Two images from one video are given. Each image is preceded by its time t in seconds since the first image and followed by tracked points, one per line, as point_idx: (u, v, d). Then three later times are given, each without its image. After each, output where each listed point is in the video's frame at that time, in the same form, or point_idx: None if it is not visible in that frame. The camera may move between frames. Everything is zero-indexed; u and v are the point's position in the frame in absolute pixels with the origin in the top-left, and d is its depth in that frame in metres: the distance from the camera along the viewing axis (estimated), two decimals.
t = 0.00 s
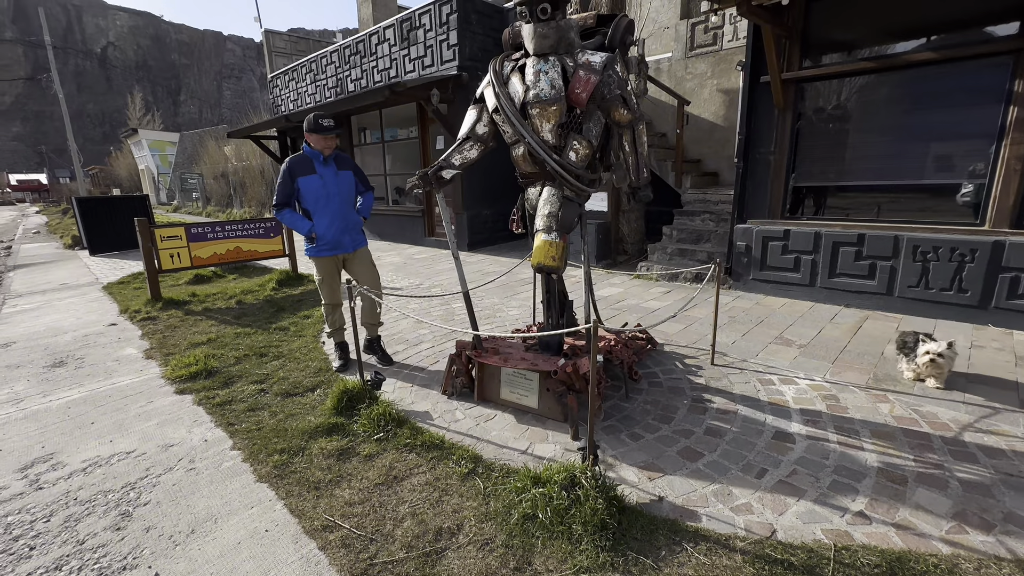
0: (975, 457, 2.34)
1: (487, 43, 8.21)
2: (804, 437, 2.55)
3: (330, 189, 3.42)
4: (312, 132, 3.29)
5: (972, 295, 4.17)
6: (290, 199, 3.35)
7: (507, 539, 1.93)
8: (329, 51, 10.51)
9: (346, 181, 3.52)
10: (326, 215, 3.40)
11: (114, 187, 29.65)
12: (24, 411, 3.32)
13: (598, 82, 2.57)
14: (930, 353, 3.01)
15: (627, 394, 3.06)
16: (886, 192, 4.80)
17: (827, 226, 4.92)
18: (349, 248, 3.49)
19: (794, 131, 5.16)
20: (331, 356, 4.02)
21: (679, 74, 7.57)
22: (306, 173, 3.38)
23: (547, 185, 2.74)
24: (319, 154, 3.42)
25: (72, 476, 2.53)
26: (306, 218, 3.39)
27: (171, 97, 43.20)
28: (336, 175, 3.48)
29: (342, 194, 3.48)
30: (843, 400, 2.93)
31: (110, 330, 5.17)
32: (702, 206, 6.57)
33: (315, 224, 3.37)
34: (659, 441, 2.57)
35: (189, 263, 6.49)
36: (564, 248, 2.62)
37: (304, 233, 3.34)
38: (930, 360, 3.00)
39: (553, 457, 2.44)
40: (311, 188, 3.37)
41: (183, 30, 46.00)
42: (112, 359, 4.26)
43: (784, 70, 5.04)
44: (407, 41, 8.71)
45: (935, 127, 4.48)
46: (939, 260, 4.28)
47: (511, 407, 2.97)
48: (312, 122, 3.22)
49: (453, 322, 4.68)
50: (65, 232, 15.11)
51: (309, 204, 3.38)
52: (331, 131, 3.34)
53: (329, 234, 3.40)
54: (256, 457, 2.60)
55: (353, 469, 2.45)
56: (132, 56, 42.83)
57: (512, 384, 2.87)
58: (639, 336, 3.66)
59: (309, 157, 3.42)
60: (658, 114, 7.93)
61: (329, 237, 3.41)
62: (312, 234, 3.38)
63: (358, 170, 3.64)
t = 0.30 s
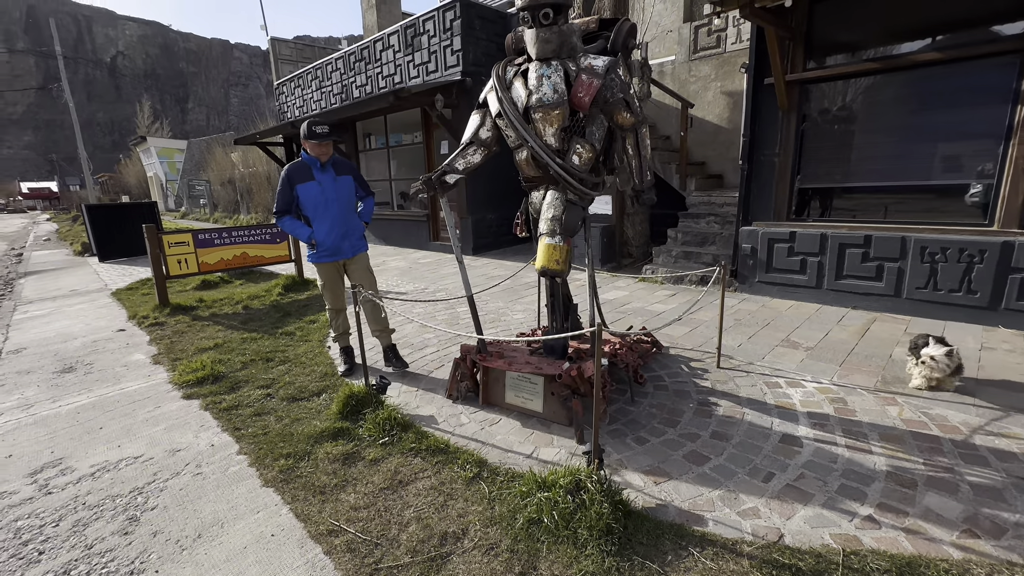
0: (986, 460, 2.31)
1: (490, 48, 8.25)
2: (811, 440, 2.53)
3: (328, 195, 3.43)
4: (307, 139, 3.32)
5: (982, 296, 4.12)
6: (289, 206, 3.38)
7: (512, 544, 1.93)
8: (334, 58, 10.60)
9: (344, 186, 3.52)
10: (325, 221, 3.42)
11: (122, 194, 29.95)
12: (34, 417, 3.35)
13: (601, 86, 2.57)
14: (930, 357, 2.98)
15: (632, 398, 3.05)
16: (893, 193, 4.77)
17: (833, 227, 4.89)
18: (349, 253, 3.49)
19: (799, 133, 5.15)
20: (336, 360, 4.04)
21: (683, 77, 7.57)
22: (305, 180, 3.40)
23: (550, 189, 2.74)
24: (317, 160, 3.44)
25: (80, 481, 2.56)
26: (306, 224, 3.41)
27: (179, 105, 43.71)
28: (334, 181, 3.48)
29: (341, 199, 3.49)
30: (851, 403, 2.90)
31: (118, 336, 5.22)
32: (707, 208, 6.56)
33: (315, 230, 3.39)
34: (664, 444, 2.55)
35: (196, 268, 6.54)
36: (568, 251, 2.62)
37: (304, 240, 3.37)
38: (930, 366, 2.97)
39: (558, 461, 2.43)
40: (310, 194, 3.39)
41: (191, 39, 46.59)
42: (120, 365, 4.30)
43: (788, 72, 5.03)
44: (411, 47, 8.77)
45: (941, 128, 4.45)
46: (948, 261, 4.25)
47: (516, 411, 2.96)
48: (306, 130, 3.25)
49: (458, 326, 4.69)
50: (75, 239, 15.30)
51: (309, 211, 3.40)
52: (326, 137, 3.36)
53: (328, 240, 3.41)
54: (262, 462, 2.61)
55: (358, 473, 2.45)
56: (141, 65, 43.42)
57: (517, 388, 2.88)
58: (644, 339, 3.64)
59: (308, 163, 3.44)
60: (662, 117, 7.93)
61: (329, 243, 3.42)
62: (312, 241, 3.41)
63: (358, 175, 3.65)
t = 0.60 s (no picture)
0: (995, 466, 2.29)
1: (495, 56, 8.33)
2: (817, 446, 2.52)
3: (333, 202, 3.45)
4: (309, 148, 3.33)
5: (990, 300, 4.10)
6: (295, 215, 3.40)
7: (517, 549, 1.94)
8: (340, 67, 10.72)
9: (348, 193, 3.54)
10: (331, 228, 3.43)
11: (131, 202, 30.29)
12: (46, 424, 3.40)
13: (603, 94, 2.60)
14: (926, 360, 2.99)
15: (637, 403, 3.05)
16: (899, 197, 4.76)
17: (838, 232, 4.88)
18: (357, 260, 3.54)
19: (803, 138, 5.15)
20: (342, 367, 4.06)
21: (686, 82, 7.59)
22: (310, 189, 3.41)
23: (554, 196, 2.77)
24: (320, 169, 3.45)
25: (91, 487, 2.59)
26: (314, 232, 3.44)
27: (188, 115, 44.29)
28: (338, 188, 3.50)
29: (346, 207, 3.51)
30: (857, 408, 2.89)
31: (128, 343, 5.29)
32: (711, 213, 6.56)
33: (322, 238, 3.43)
34: (669, 450, 2.55)
35: (204, 276, 6.61)
36: (572, 257, 2.64)
37: (313, 248, 3.43)
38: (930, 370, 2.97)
39: (563, 467, 2.44)
40: (315, 203, 3.40)
41: (199, 50, 47.26)
42: (130, 371, 4.35)
43: (791, 77, 5.04)
44: (416, 55, 8.87)
45: (946, 131, 4.44)
46: (955, 265, 4.22)
47: (520, 416, 2.98)
48: (308, 139, 3.26)
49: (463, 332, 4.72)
50: (86, 247, 15.50)
51: (316, 219, 3.42)
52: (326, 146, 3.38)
53: (336, 248, 3.45)
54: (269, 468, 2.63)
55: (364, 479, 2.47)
56: (151, 76, 44.09)
57: (522, 394, 2.88)
58: (648, 345, 3.65)
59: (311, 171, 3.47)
60: (666, 123, 7.95)
61: (337, 250, 3.46)
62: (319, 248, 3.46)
63: (360, 181, 3.68)
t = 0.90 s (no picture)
0: (1005, 477, 2.27)
1: (499, 68, 8.42)
2: (824, 457, 2.50)
3: (339, 215, 3.50)
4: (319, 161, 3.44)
5: (998, 309, 4.07)
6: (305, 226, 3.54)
7: (522, 561, 1.94)
8: (347, 79, 10.86)
9: (357, 206, 3.56)
10: (335, 240, 3.48)
11: (140, 212, 30.68)
12: (56, 433, 3.43)
13: (606, 106, 2.62)
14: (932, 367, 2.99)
15: (642, 414, 3.04)
16: (905, 205, 4.75)
17: (843, 240, 4.87)
18: (359, 274, 3.52)
19: (807, 147, 5.17)
20: (348, 377, 4.07)
21: (690, 92, 7.64)
22: (318, 200, 3.52)
23: (557, 207, 2.78)
24: (331, 180, 3.52)
25: (99, 497, 2.61)
26: (321, 244, 3.53)
27: (197, 126, 44.92)
28: (347, 201, 3.53)
29: (353, 219, 3.53)
30: (865, 419, 2.86)
31: (137, 352, 5.34)
32: (716, 222, 6.56)
33: (326, 250, 3.49)
34: (675, 461, 2.54)
35: (212, 286, 6.67)
36: (575, 267, 2.66)
37: (317, 259, 3.50)
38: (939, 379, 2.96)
39: (568, 477, 2.44)
40: (322, 214, 3.50)
41: (209, 63, 48.08)
42: (138, 381, 4.38)
43: (794, 87, 5.07)
44: (422, 67, 8.98)
45: (951, 140, 4.45)
46: (962, 273, 4.20)
47: (525, 427, 2.97)
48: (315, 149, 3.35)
49: (468, 342, 4.73)
50: (96, 258, 15.69)
51: (323, 230, 3.51)
52: (338, 150, 3.43)
53: (338, 261, 3.48)
54: (275, 478, 2.64)
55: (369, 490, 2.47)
56: (161, 88, 44.85)
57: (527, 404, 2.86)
58: (653, 355, 3.63)
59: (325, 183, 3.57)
60: (670, 132, 7.99)
61: (339, 263, 3.49)
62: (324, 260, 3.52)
63: (373, 194, 3.66)
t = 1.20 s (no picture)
0: (1014, 494, 2.24)
1: (503, 82, 8.53)
2: (831, 472, 2.48)
3: (358, 226, 3.53)
4: (338, 170, 3.46)
5: (1005, 322, 4.04)
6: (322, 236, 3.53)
7: None
8: (353, 93, 11.03)
9: (375, 217, 3.60)
10: (353, 250, 3.50)
11: (147, 224, 31.00)
12: (61, 445, 3.44)
13: (609, 121, 2.66)
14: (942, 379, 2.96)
15: (646, 427, 3.03)
16: (908, 218, 4.76)
17: (847, 253, 4.87)
18: (376, 284, 3.56)
19: (809, 160, 5.19)
20: (351, 389, 4.07)
21: (692, 106, 7.70)
22: (336, 211, 3.53)
23: (561, 220, 2.81)
24: (350, 191, 3.55)
25: (103, 509, 2.61)
26: (337, 254, 3.53)
27: (205, 140, 45.53)
28: (365, 212, 3.57)
29: (371, 231, 3.57)
30: (872, 433, 2.84)
31: (142, 364, 5.36)
32: (719, 234, 6.57)
33: (343, 260, 3.49)
34: (679, 475, 2.52)
35: (217, 298, 6.71)
36: (579, 280, 2.66)
37: (332, 269, 3.49)
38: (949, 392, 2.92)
39: (572, 492, 2.43)
40: (340, 225, 3.51)
41: (218, 78, 48.90)
42: (143, 393, 4.40)
43: (796, 101, 5.11)
44: (427, 82, 9.11)
45: (953, 153, 4.46)
46: (967, 286, 4.19)
47: (529, 440, 2.97)
48: (337, 159, 3.39)
49: (471, 354, 4.72)
50: (103, 269, 15.82)
51: (339, 241, 3.52)
52: (358, 159, 3.49)
53: (355, 271, 3.50)
54: (278, 491, 2.63)
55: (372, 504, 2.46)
56: (170, 103, 45.59)
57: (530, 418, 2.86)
58: (657, 368, 3.62)
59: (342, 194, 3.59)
60: (672, 145, 8.05)
61: (356, 274, 3.51)
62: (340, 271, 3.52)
63: (389, 206, 3.72)
